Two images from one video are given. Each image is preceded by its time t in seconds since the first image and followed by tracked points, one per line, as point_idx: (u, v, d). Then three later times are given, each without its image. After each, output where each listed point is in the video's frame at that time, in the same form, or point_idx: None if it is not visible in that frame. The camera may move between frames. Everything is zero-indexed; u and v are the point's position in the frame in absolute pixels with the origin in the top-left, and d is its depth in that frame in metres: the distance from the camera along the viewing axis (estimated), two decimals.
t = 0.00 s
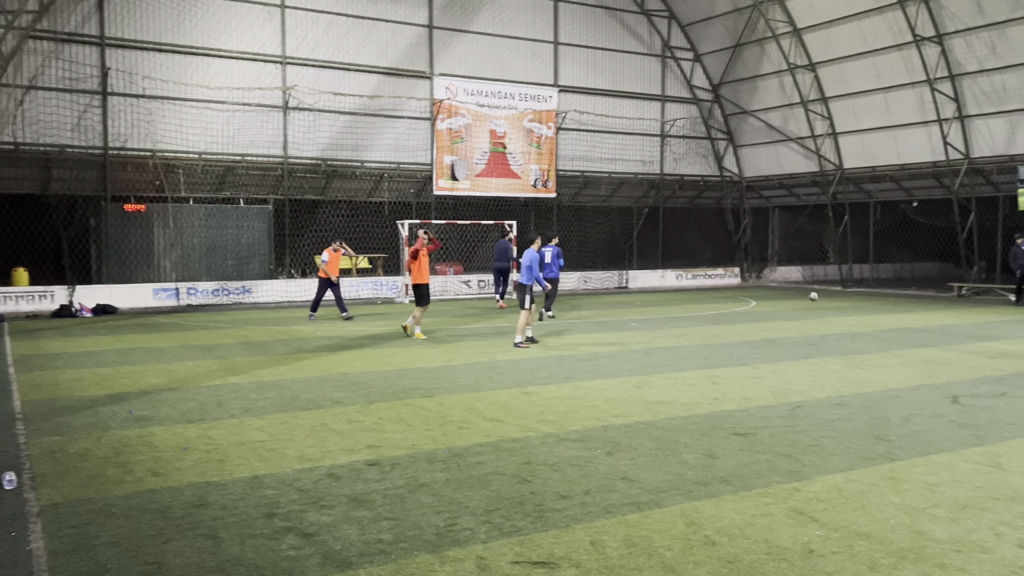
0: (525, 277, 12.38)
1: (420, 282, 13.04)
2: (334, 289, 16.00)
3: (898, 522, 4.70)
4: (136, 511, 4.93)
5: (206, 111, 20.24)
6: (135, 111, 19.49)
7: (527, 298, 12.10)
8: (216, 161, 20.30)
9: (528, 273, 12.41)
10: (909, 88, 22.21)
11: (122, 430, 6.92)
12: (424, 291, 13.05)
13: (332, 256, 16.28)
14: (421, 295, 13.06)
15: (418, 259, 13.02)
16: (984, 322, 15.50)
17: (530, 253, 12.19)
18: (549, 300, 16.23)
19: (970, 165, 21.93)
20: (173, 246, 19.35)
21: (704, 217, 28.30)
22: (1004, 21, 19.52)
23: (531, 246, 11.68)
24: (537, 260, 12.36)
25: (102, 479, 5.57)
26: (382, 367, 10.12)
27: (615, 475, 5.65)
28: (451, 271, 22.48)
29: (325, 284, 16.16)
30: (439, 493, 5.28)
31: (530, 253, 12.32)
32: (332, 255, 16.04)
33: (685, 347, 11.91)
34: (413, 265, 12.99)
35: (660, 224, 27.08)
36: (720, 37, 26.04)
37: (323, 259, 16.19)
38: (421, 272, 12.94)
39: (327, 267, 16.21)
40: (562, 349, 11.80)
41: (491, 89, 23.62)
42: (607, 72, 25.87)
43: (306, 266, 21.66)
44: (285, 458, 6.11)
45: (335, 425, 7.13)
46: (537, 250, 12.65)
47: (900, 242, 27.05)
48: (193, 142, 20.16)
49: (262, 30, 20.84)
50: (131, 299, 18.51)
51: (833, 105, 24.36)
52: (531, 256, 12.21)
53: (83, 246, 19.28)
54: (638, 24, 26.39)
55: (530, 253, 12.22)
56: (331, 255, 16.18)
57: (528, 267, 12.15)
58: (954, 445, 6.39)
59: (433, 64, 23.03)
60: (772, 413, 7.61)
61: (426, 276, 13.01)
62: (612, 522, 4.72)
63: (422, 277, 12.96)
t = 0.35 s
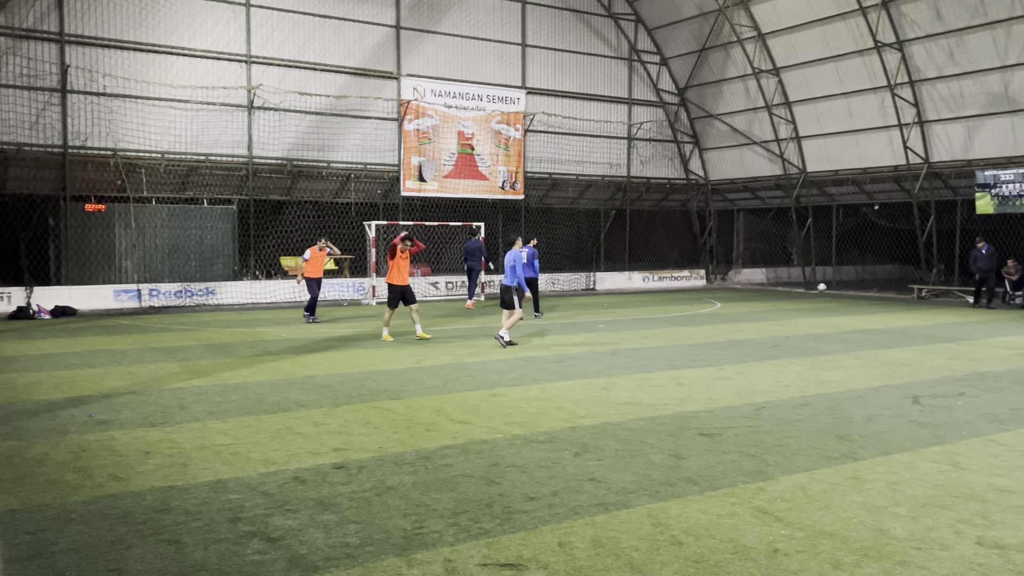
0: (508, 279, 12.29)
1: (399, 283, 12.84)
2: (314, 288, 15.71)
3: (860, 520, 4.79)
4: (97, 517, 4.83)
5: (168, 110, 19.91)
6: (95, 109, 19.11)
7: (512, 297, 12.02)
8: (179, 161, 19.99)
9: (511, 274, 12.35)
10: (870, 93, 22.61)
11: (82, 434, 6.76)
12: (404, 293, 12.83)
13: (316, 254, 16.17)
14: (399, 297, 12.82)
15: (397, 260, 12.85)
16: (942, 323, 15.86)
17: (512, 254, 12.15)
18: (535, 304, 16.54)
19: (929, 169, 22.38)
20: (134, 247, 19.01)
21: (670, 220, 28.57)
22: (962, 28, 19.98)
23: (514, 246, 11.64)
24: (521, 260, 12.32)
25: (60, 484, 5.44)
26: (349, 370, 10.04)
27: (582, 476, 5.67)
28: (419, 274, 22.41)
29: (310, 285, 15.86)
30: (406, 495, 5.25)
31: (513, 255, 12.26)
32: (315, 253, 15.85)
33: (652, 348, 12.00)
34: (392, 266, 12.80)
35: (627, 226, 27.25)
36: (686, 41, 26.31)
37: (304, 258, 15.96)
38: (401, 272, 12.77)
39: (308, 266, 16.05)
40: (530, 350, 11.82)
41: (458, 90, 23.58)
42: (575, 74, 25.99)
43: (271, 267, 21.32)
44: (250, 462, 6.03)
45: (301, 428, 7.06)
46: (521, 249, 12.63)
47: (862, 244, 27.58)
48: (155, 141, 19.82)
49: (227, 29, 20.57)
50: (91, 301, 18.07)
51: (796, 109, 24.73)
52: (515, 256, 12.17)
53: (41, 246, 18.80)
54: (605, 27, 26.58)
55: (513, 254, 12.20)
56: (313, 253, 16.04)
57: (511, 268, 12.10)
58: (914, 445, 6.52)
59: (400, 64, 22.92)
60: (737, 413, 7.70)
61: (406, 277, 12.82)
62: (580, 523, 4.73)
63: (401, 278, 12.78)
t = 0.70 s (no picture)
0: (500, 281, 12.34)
1: (393, 283, 12.70)
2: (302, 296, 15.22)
3: (829, 519, 4.85)
4: (61, 522, 4.73)
5: (136, 110, 19.61)
6: (61, 109, 18.77)
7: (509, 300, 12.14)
8: (147, 161, 19.72)
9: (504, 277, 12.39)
10: (838, 97, 22.94)
11: (46, 439, 6.62)
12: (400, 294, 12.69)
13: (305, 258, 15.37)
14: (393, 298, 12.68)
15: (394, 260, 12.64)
16: (907, 325, 16.14)
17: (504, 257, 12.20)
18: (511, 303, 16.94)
19: (896, 173, 22.76)
20: (101, 248, 18.73)
21: (641, 222, 28.75)
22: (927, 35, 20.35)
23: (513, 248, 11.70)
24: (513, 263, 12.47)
25: (23, 490, 5.32)
26: (321, 372, 9.96)
27: (554, 477, 5.67)
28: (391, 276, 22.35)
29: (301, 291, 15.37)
30: (378, 498, 5.22)
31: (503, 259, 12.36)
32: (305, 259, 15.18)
33: (624, 350, 12.06)
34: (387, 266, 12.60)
35: (599, 229, 27.37)
36: (657, 45, 26.50)
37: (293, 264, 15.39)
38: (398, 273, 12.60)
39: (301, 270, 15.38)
40: (503, 352, 11.82)
41: (430, 91, 23.52)
42: (547, 77, 26.06)
43: (240, 268, 21.27)
44: (219, 465, 5.95)
45: (271, 431, 6.98)
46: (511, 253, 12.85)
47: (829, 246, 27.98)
48: (122, 141, 19.52)
49: (196, 28, 20.32)
50: (56, 303, 17.74)
51: (765, 113, 25.02)
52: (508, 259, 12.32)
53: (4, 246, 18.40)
54: (576, 30, 26.71)
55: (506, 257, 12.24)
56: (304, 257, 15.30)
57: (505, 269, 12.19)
58: (880, 444, 6.62)
59: (372, 65, 22.80)
60: (708, 414, 7.76)
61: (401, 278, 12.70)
62: (552, 525, 4.74)
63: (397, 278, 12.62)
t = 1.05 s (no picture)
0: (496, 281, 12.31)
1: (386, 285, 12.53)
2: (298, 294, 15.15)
3: (795, 518, 4.92)
4: (21, 529, 4.63)
5: (100, 109, 19.29)
6: (22, 108, 18.37)
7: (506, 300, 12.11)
8: (111, 161, 19.41)
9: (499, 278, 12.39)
10: (804, 101, 23.28)
11: (6, 444, 6.48)
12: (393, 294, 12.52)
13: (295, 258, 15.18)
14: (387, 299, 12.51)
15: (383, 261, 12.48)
16: (871, 326, 16.42)
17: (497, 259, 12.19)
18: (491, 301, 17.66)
19: (860, 176, 23.14)
20: (64, 249, 18.35)
21: (611, 224, 28.92)
22: (890, 41, 20.73)
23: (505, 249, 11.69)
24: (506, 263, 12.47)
25: None
26: (289, 375, 9.86)
27: (525, 479, 5.69)
28: (360, 278, 22.26)
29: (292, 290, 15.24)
30: (347, 502, 5.18)
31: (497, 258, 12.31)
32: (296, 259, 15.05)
33: (594, 351, 12.11)
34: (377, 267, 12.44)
35: (569, 231, 27.49)
36: (626, 48, 26.68)
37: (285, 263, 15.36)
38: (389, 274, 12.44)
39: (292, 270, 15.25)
40: (474, 354, 11.81)
41: (400, 92, 23.44)
42: (517, 79, 26.12)
43: (207, 270, 20.94)
44: (185, 470, 5.87)
45: (238, 435, 6.90)
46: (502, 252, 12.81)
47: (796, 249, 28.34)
48: (86, 141, 19.19)
49: (162, 26, 20.03)
50: (16, 305, 17.33)
51: (733, 117, 25.30)
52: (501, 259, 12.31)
53: None
54: (546, 32, 26.82)
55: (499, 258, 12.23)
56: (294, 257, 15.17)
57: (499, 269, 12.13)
58: (845, 444, 6.73)
59: (341, 65, 22.66)
60: (676, 415, 7.82)
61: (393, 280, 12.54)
62: (522, 527, 4.74)
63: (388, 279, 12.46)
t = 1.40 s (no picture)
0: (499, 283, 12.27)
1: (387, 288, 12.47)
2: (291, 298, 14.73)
3: (767, 518, 4.98)
4: None
5: (68, 108, 18.99)
6: None
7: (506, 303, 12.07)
8: (80, 161, 19.14)
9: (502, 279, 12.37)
10: (776, 104, 23.55)
11: None
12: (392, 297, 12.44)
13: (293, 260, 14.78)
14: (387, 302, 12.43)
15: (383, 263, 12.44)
16: (841, 327, 16.67)
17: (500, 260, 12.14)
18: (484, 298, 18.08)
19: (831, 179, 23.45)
20: (31, 250, 18.05)
21: (586, 226, 29.05)
22: (860, 46, 21.04)
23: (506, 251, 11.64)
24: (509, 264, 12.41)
25: None
26: (262, 378, 9.77)
27: (500, 481, 5.69)
28: (333, 279, 22.13)
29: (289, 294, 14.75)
30: (321, 505, 5.15)
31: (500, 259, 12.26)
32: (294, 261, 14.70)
33: (569, 353, 12.14)
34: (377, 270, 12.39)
35: (544, 233, 27.58)
36: (600, 50, 26.80)
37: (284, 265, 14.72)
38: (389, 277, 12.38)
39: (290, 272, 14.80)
40: (448, 356, 11.79)
41: (374, 93, 23.34)
42: (492, 81, 26.14)
43: (178, 273, 20.75)
44: (156, 474, 5.80)
45: (211, 438, 6.83)
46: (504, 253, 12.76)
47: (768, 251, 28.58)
48: (54, 141, 18.91)
49: (132, 25, 19.76)
50: None
51: (705, 120, 25.52)
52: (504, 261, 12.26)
53: None
54: (521, 34, 26.87)
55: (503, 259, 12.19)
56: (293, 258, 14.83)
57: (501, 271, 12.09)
58: (816, 444, 6.82)
59: (314, 66, 22.52)
60: (650, 416, 7.88)
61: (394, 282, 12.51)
62: (497, 529, 4.75)
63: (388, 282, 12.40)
